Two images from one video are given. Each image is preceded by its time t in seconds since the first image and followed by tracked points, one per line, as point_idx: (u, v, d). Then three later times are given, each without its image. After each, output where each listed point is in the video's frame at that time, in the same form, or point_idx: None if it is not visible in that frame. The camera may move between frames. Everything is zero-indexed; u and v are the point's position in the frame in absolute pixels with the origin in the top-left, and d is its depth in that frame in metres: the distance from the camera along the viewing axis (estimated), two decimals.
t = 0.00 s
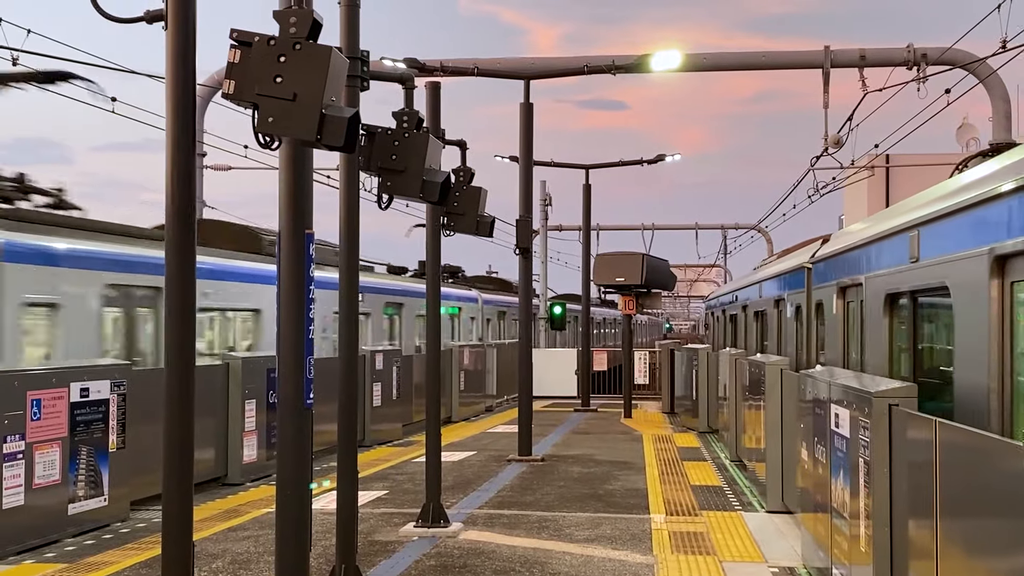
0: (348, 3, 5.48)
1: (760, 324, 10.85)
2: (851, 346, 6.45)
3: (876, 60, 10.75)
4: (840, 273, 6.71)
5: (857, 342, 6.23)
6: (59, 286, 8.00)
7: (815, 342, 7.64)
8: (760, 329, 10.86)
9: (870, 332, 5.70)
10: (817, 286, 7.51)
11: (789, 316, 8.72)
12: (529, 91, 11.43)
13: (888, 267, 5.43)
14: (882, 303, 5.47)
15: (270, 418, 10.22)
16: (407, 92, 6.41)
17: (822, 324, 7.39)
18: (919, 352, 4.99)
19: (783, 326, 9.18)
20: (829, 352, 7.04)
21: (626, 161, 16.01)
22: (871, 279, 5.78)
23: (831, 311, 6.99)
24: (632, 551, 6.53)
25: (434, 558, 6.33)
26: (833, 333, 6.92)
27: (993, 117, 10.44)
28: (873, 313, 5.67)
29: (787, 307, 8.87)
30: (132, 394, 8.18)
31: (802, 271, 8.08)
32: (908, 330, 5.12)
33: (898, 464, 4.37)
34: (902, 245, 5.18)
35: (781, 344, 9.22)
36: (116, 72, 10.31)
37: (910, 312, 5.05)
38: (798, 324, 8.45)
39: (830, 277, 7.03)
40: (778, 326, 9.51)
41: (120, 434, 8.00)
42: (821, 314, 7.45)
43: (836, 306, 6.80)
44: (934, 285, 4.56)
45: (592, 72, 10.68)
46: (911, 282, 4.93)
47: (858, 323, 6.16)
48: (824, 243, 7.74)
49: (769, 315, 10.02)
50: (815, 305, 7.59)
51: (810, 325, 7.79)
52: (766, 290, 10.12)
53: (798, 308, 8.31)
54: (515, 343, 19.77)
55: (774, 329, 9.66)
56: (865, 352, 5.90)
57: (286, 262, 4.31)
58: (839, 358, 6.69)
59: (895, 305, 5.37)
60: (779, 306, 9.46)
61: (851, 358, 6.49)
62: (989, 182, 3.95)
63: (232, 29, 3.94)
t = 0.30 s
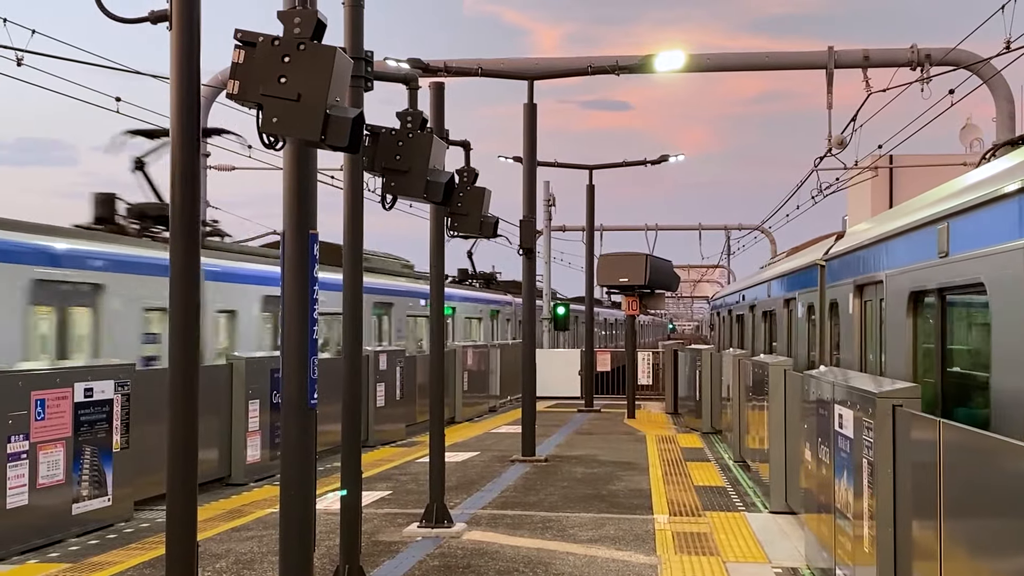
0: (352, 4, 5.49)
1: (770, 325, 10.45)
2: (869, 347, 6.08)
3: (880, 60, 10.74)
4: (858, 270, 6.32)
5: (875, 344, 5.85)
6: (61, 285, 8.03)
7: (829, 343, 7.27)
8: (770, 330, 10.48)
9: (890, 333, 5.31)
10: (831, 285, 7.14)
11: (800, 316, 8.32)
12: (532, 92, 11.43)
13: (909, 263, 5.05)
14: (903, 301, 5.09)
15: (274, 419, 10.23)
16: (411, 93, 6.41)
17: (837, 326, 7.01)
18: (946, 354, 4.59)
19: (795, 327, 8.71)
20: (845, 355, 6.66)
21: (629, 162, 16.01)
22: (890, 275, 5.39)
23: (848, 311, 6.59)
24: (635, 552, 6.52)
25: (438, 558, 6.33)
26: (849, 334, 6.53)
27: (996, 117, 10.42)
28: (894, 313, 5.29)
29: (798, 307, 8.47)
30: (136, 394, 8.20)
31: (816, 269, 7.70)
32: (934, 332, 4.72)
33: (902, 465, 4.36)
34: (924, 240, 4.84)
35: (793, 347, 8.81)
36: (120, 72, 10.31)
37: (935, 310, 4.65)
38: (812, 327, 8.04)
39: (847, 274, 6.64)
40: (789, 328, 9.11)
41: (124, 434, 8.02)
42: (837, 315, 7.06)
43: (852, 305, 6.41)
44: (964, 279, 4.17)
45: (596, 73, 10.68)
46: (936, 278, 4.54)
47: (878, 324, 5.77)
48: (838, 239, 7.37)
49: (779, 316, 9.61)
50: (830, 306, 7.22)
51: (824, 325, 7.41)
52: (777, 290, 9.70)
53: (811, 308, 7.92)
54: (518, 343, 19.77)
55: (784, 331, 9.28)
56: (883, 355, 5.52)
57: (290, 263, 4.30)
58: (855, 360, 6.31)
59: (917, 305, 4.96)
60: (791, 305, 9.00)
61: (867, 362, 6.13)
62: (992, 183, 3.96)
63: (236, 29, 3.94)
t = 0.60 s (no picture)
0: (353, 3, 5.50)
1: (777, 325, 10.19)
2: (884, 348, 5.80)
3: (881, 60, 10.73)
4: (871, 267, 6.03)
5: (892, 345, 5.55)
6: (65, 284, 8.05)
7: (841, 343, 6.99)
8: (776, 331, 10.23)
9: (909, 333, 5.03)
10: (841, 282, 6.89)
11: (808, 315, 8.08)
12: (534, 91, 11.43)
13: (930, 259, 4.77)
14: (923, 300, 4.80)
15: (275, 418, 10.22)
16: (413, 92, 6.41)
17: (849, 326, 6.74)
18: (971, 355, 4.31)
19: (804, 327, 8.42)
20: (859, 356, 6.38)
21: (631, 161, 16.00)
22: (909, 272, 5.10)
23: (862, 310, 6.31)
24: (637, 551, 6.52)
25: (439, 558, 6.33)
26: (863, 333, 6.25)
27: (998, 117, 10.42)
28: (913, 312, 5.00)
29: (806, 306, 8.21)
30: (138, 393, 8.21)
31: (825, 265, 7.45)
32: (958, 332, 4.41)
33: (903, 465, 4.36)
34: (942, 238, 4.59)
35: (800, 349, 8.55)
36: (120, 71, 10.29)
37: (959, 308, 4.36)
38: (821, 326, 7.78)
39: (859, 271, 6.35)
40: (797, 328, 8.86)
41: (125, 433, 8.03)
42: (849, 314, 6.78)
43: (866, 304, 6.14)
44: (992, 276, 3.89)
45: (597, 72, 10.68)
46: (961, 274, 4.25)
47: (895, 323, 5.48)
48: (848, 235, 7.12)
49: (786, 314, 9.36)
50: (842, 305, 6.95)
51: (835, 325, 7.14)
52: (783, 289, 9.46)
53: (820, 307, 7.65)
54: (519, 343, 19.77)
55: (793, 331, 9.03)
56: (902, 355, 5.24)
57: (291, 263, 4.30)
58: (870, 361, 6.03)
59: (941, 304, 4.65)
60: (800, 303, 8.72)
61: (882, 364, 5.86)
62: (992, 183, 4.01)
63: (237, 29, 3.95)
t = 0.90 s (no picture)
0: (353, 2, 5.49)
1: (782, 323, 9.94)
2: (902, 350, 5.46)
3: (882, 58, 10.71)
4: (885, 262, 5.67)
5: (911, 346, 5.20)
6: (65, 283, 8.03)
7: (853, 343, 6.65)
8: (782, 329, 9.99)
9: (930, 333, 4.68)
10: (853, 279, 6.57)
11: (817, 313, 7.80)
12: (534, 90, 11.42)
13: (951, 252, 4.41)
14: (945, 297, 4.47)
15: (276, 417, 10.22)
16: (413, 91, 6.40)
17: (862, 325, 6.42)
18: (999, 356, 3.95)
19: (813, 326, 8.11)
20: (871, 357, 6.04)
21: (631, 160, 15.99)
22: (929, 267, 4.74)
23: (875, 308, 5.96)
24: (637, 550, 6.52)
25: (440, 556, 6.34)
26: (877, 332, 5.91)
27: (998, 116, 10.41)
28: (934, 310, 4.65)
29: (814, 304, 7.95)
30: (139, 392, 8.21)
31: (835, 260, 7.14)
32: (985, 331, 4.08)
33: (903, 463, 4.36)
34: (956, 233, 4.37)
35: (807, 348, 8.30)
36: (120, 70, 10.28)
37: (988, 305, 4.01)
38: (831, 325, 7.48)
39: (874, 266, 6.00)
40: (804, 326, 8.61)
41: (126, 432, 8.02)
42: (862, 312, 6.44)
43: (879, 301, 5.79)
44: None
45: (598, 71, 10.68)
46: (990, 269, 3.88)
47: (914, 322, 5.13)
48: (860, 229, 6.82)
49: (793, 311, 9.11)
50: (854, 302, 6.61)
51: (847, 324, 6.80)
52: (789, 286, 9.25)
53: (830, 304, 7.34)
54: (519, 342, 19.77)
55: (799, 328, 8.78)
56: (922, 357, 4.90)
57: (291, 262, 4.30)
58: (886, 363, 5.70)
59: (965, 301, 4.31)
60: (807, 300, 8.43)
61: (899, 367, 5.54)
62: (991, 180, 4.02)
63: (237, 27, 3.94)
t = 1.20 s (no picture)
0: None
1: (786, 321, 9.73)
2: (919, 349, 5.17)
3: (881, 56, 10.71)
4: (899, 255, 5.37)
5: (929, 346, 4.91)
6: (66, 280, 8.04)
7: (864, 342, 6.37)
8: (786, 327, 9.79)
9: (950, 332, 4.40)
10: (863, 275, 6.30)
11: (825, 310, 7.56)
12: (534, 88, 11.41)
13: (974, 243, 4.11)
14: (968, 293, 4.19)
15: (275, 415, 10.22)
16: (413, 89, 6.40)
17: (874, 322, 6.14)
18: None
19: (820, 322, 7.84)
20: (884, 357, 5.76)
21: (631, 158, 15.99)
22: (948, 260, 4.45)
23: (888, 305, 5.66)
24: (637, 547, 6.53)
25: (439, 554, 6.34)
26: (891, 331, 5.63)
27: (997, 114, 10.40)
28: (955, 307, 4.36)
29: (821, 300, 7.70)
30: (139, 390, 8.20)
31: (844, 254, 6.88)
32: (1012, 330, 3.79)
33: (903, 461, 4.36)
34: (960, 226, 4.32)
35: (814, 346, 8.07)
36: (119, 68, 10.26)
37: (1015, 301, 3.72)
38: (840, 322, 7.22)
39: (886, 260, 5.70)
40: (811, 324, 8.37)
41: (126, 430, 8.02)
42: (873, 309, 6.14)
43: (893, 298, 5.50)
44: None
45: (597, 69, 10.67)
46: (1019, 261, 3.59)
47: (932, 321, 4.84)
48: (871, 223, 6.56)
49: (798, 307, 8.87)
50: (864, 298, 6.33)
51: (857, 322, 6.52)
52: (793, 283, 9.09)
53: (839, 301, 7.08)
54: (519, 340, 19.76)
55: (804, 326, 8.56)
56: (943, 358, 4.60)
57: (291, 259, 4.29)
58: (901, 364, 5.41)
59: (989, 296, 4.02)
60: (814, 297, 8.19)
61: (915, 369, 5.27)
62: (991, 179, 4.03)
63: (237, 25, 3.94)
